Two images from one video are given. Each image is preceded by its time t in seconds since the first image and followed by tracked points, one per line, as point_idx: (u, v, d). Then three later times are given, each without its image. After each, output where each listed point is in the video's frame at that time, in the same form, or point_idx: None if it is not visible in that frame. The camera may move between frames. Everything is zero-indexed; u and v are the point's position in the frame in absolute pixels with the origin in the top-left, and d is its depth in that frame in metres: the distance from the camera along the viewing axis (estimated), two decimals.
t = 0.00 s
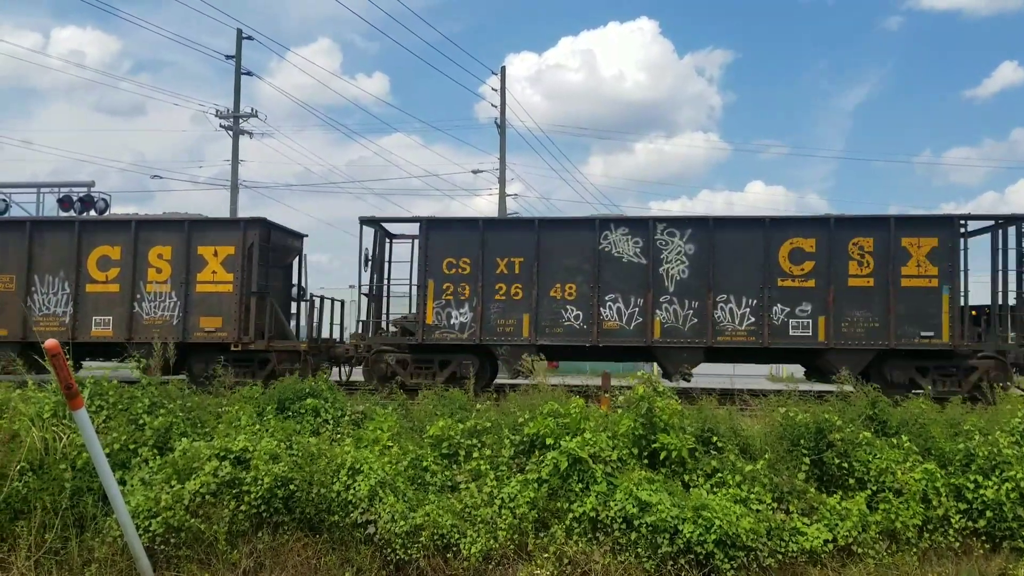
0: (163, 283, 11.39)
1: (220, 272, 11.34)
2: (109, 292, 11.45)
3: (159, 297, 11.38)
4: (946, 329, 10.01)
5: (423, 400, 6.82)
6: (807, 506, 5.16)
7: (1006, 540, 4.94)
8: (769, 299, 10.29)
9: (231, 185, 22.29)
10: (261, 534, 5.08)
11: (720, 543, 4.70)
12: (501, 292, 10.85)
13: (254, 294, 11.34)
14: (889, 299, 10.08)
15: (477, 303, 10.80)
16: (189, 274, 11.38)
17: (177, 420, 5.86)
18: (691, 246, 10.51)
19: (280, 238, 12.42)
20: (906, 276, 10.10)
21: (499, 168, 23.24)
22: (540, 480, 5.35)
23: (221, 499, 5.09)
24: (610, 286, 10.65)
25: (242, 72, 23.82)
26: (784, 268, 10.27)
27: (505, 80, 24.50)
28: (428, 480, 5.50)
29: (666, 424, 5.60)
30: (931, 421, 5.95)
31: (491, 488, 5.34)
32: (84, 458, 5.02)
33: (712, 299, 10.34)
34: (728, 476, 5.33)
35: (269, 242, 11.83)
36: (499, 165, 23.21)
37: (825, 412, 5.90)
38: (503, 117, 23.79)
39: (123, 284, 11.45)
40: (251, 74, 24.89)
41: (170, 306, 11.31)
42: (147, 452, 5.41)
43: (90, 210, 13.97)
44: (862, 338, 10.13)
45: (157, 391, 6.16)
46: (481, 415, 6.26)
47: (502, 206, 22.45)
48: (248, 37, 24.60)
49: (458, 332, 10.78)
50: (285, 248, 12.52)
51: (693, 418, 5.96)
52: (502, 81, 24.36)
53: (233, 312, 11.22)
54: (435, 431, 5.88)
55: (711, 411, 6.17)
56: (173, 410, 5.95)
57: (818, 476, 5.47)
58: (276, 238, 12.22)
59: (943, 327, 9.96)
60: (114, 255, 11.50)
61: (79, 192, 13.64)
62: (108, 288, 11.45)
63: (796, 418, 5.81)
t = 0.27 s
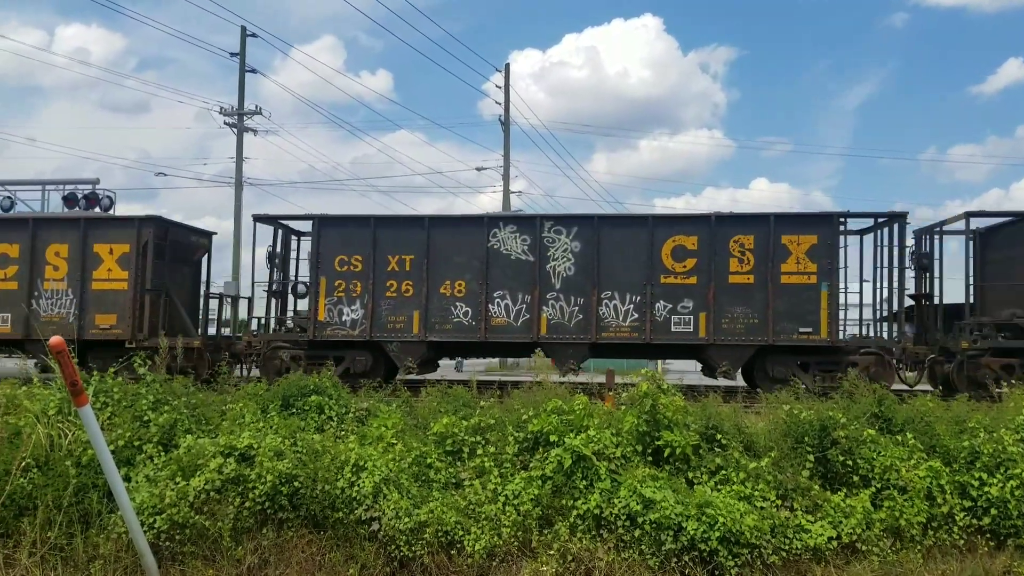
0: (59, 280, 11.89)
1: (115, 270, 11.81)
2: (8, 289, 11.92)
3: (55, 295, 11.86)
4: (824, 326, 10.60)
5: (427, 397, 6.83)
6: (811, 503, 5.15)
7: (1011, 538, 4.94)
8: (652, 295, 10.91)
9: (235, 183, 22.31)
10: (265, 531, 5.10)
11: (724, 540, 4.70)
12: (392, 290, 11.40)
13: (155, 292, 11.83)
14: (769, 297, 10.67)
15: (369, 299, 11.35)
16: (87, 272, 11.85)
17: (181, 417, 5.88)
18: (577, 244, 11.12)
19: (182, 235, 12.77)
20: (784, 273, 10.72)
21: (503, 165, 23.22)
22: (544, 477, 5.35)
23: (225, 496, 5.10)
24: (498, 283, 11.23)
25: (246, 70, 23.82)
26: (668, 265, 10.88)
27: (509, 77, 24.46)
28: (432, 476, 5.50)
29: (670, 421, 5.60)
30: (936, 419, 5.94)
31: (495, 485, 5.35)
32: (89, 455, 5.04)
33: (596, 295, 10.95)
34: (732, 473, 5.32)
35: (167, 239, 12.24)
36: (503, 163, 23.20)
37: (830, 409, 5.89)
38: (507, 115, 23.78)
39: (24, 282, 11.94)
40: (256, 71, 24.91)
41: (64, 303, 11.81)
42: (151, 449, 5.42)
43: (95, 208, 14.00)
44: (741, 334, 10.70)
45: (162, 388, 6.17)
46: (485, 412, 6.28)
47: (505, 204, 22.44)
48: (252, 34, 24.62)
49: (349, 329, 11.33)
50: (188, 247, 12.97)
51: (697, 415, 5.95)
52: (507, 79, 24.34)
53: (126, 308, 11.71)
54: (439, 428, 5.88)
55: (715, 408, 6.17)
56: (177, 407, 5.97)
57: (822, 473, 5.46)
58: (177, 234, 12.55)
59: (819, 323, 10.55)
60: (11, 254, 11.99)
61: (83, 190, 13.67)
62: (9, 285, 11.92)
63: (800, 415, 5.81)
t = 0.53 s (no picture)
0: None
1: (16, 267, 12.17)
2: None
3: None
4: (708, 320, 11.03)
5: (434, 394, 6.84)
6: (818, 500, 5.14)
7: (1019, 536, 4.92)
8: (542, 293, 11.40)
9: (241, 181, 22.35)
10: (273, 528, 5.11)
11: (731, 537, 4.70)
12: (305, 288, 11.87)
13: (62, 289, 12.43)
14: (654, 295, 11.13)
15: (263, 297, 11.84)
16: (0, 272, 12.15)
17: (189, 414, 5.89)
18: (469, 242, 11.61)
19: (92, 235, 13.38)
20: (670, 270, 11.18)
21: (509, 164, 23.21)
22: (551, 475, 5.35)
23: (233, 493, 5.11)
24: (393, 280, 11.74)
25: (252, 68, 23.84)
26: (557, 263, 11.37)
27: (515, 75, 24.43)
28: (439, 474, 5.51)
29: (677, 419, 5.60)
30: (944, 416, 5.92)
31: (502, 482, 5.35)
32: (97, 452, 5.04)
33: (486, 293, 11.43)
34: (739, 471, 5.31)
35: (71, 236, 12.71)
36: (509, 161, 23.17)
37: (837, 407, 5.88)
38: (513, 113, 23.76)
39: None
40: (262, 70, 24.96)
41: None
42: (159, 446, 5.43)
43: (102, 206, 14.05)
44: (628, 330, 11.20)
45: (170, 386, 6.19)
46: (492, 409, 6.28)
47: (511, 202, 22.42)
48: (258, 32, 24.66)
49: (245, 326, 11.82)
50: (94, 243, 13.38)
51: (704, 413, 5.94)
52: (513, 77, 24.32)
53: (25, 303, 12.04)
54: (446, 425, 5.89)
55: (722, 405, 6.17)
56: (184, 404, 5.98)
57: (829, 471, 5.45)
58: (82, 232, 13.01)
59: (703, 318, 10.98)
60: None
61: (90, 188, 13.71)
62: None
63: (807, 413, 5.80)
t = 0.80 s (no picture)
0: None
1: None
2: None
3: None
4: (593, 318, 11.23)
5: (438, 393, 6.84)
6: (822, 499, 5.14)
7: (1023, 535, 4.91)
8: (432, 291, 11.59)
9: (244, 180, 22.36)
10: (276, 526, 5.11)
11: (735, 536, 4.69)
12: (183, 287, 12.07)
13: None
14: (539, 293, 11.31)
15: (156, 296, 12.02)
16: None
17: (192, 413, 5.90)
18: (359, 241, 11.83)
19: None
20: (556, 270, 11.37)
21: (512, 163, 23.19)
22: (554, 474, 5.35)
23: (237, 491, 5.12)
24: (286, 280, 11.92)
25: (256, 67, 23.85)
26: (444, 262, 11.57)
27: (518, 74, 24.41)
28: (442, 473, 5.51)
29: (680, 418, 5.59)
30: (948, 415, 5.91)
31: (505, 481, 5.35)
32: (101, 451, 5.04)
33: (377, 292, 11.62)
34: (742, 470, 5.31)
35: None
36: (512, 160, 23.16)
37: (841, 406, 5.87)
38: (517, 112, 23.74)
39: None
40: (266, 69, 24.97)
41: None
42: (163, 445, 5.44)
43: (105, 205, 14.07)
44: (514, 328, 11.37)
45: (173, 385, 6.19)
46: (495, 408, 6.29)
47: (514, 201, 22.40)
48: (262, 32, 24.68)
49: (139, 325, 11.99)
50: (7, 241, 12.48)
51: (707, 412, 5.94)
52: (516, 76, 24.29)
53: None
54: (449, 424, 5.89)
55: (726, 404, 6.16)
56: (188, 403, 5.99)
57: (833, 470, 5.45)
58: None
59: (586, 316, 11.19)
60: None
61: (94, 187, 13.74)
62: None
63: (811, 412, 5.79)
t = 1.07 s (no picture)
0: None
1: None
2: None
3: None
4: (476, 318, 11.35)
5: (436, 393, 6.85)
6: (821, 500, 5.14)
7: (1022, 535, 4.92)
8: (318, 291, 11.65)
9: (244, 180, 22.36)
10: (275, 526, 5.11)
11: (734, 536, 4.69)
12: (74, 286, 12.10)
13: None
14: (424, 294, 11.43)
15: (51, 296, 12.04)
16: None
17: (191, 413, 5.90)
18: (248, 241, 11.84)
19: None
20: (442, 270, 11.53)
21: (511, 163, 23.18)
22: (554, 474, 5.35)
23: (236, 491, 5.12)
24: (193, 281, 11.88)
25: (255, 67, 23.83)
26: (331, 262, 11.64)
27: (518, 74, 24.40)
28: (442, 472, 5.51)
29: (680, 418, 5.59)
30: (947, 415, 5.92)
31: (505, 481, 5.35)
32: (100, 451, 5.04)
33: (263, 292, 11.64)
34: (741, 470, 5.31)
35: None
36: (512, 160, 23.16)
37: (840, 406, 5.88)
38: (516, 111, 23.74)
39: None
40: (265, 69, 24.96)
41: None
42: (162, 445, 5.43)
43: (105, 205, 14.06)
44: (399, 327, 11.47)
45: (172, 385, 6.19)
46: (494, 408, 6.29)
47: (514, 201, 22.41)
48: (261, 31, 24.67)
49: (32, 323, 11.98)
50: None
51: (706, 412, 5.93)
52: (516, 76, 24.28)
53: None
54: (448, 424, 5.89)
55: (725, 405, 6.15)
56: (187, 403, 5.98)
57: (832, 470, 5.45)
58: None
59: (471, 316, 11.31)
60: None
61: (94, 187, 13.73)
62: None
63: (810, 412, 5.79)
